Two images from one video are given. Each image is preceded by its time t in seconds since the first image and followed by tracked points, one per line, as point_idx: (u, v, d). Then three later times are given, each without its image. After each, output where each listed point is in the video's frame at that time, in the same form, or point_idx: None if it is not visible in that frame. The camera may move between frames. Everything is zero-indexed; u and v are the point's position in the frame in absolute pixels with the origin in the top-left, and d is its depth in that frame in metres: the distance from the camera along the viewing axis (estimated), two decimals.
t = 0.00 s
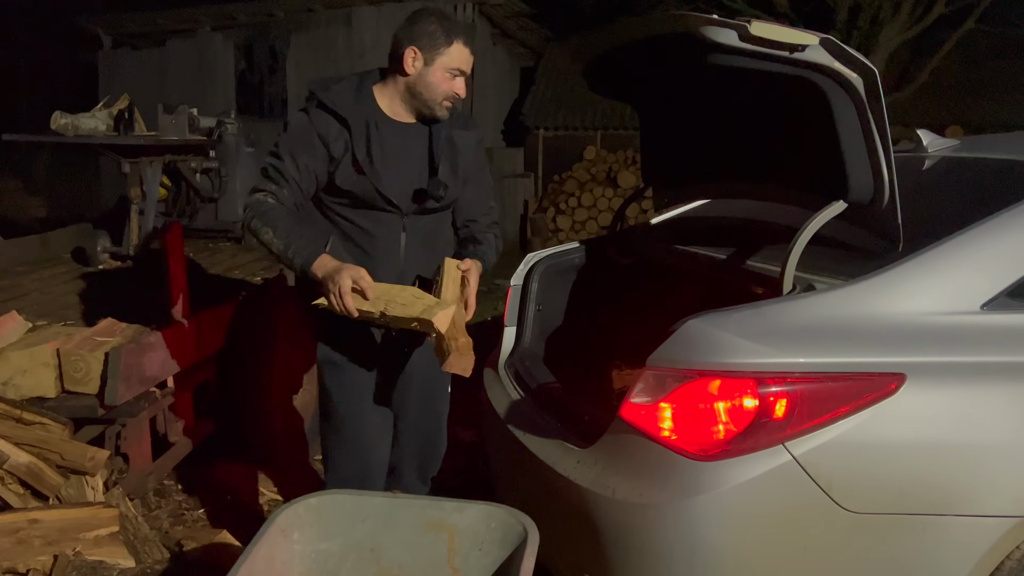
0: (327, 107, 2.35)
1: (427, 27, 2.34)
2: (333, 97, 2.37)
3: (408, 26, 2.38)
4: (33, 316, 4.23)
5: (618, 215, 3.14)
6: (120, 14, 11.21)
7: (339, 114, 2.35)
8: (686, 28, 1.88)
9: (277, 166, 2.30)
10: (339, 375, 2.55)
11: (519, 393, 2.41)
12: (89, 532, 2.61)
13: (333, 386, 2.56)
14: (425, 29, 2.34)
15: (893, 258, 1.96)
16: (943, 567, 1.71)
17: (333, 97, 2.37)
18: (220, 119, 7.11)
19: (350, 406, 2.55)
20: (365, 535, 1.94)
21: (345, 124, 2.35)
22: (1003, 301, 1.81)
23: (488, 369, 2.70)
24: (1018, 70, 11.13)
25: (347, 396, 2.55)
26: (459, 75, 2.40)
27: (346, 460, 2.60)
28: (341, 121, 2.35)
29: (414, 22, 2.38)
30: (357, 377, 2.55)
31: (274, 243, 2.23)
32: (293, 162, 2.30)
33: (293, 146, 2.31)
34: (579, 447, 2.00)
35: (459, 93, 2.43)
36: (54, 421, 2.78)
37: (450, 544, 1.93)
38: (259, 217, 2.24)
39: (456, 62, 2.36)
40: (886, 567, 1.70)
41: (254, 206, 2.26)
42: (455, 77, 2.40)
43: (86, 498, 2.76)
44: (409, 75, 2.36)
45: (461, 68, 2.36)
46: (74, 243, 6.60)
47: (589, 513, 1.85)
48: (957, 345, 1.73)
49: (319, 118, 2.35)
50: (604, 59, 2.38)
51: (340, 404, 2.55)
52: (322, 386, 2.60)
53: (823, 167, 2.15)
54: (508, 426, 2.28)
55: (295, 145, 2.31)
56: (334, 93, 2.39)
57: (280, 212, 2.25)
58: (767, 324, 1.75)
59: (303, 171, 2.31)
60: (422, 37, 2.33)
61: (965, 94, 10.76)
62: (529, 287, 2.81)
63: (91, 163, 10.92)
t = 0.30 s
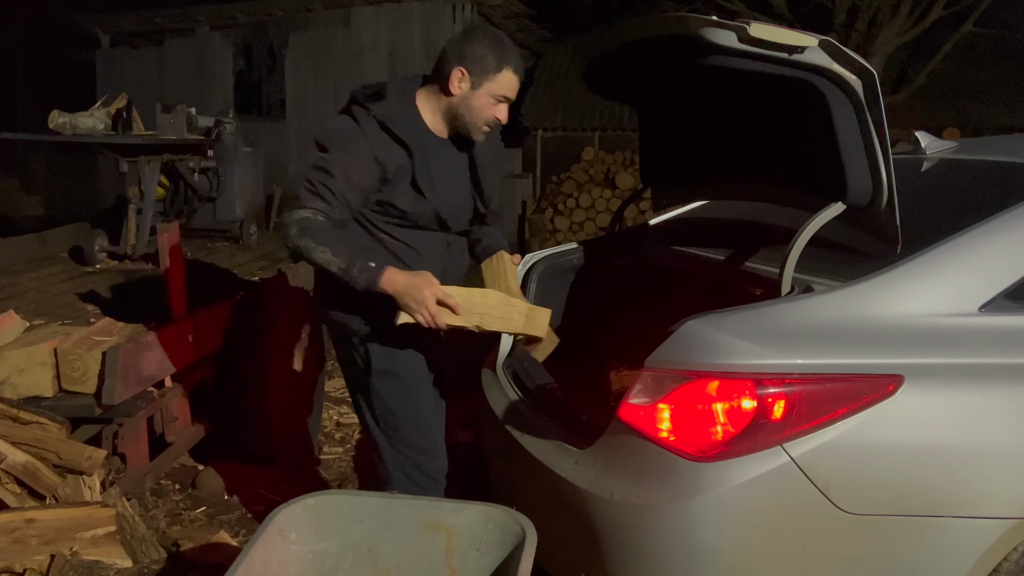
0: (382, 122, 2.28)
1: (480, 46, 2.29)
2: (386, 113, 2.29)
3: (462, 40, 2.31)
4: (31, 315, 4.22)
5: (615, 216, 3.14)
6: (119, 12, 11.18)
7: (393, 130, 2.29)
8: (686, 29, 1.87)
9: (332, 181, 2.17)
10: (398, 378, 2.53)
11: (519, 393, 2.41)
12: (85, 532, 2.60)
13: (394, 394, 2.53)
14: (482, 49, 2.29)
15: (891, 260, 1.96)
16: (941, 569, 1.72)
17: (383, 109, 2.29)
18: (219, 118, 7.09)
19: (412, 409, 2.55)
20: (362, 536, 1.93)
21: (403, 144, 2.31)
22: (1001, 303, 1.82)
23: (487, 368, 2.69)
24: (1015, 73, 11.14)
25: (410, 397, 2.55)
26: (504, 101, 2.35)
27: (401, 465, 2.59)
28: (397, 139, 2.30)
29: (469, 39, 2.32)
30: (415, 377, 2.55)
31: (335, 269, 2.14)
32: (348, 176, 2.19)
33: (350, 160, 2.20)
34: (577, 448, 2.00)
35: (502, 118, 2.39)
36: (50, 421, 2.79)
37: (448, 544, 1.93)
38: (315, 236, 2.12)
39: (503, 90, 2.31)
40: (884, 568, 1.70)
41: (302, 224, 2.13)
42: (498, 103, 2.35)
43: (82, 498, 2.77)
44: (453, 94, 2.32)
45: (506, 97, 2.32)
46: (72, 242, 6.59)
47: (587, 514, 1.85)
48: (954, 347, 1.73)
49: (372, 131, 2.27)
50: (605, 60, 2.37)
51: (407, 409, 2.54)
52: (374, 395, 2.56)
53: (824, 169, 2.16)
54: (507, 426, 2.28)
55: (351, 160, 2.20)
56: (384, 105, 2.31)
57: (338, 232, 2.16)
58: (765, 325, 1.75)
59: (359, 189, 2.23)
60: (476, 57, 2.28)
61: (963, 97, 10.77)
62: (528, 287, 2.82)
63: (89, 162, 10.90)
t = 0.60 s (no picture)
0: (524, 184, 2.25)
1: (584, 96, 2.26)
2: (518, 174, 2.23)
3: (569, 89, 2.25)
4: (26, 315, 4.21)
5: (612, 217, 3.14)
6: (115, 11, 11.15)
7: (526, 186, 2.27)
8: (685, 30, 1.87)
9: (508, 258, 2.19)
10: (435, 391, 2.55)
11: (515, 393, 2.41)
12: (81, 532, 2.60)
13: (433, 408, 2.54)
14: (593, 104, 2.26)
15: (888, 260, 1.96)
16: (937, 569, 1.72)
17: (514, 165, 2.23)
18: (216, 118, 7.08)
19: (448, 423, 2.55)
20: (359, 536, 1.93)
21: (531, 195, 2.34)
22: (998, 304, 1.82)
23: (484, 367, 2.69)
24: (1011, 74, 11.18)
25: (449, 412, 2.56)
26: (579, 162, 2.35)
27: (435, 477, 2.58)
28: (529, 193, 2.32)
29: (570, 94, 2.26)
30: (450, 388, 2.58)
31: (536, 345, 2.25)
32: (515, 248, 2.21)
33: (511, 234, 2.20)
34: (573, 449, 2.00)
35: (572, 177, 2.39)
36: (46, 420, 2.79)
37: (445, 544, 1.92)
38: (524, 321, 2.19)
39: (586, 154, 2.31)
40: (881, 569, 1.70)
41: (507, 312, 2.18)
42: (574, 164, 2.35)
43: (78, 498, 2.79)
44: (534, 150, 2.29)
45: (584, 159, 2.31)
46: (68, 242, 6.57)
47: (583, 514, 1.85)
48: (949, 347, 1.74)
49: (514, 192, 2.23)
50: (604, 60, 2.37)
51: (447, 424, 2.55)
52: (413, 413, 2.56)
53: (822, 169, 2.16)
54: (503, 426, 2.28)
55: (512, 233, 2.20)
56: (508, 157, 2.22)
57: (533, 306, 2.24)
58: (762, 325, 1.75)
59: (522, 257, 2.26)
60: (588, 113, 2.25)
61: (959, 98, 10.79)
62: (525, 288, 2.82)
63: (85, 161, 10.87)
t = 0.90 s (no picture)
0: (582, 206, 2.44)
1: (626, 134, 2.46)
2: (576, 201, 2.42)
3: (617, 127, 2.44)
4: (23, 315, 4.20)
5: (610, 218, 3.14)
6: (113, 11, 11.12)
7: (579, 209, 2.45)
8: (681, 29, 1.87)
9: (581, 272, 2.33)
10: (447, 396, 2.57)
11: (513, 393, 2.42)
12: (78, 533, 2.60)
13: (446, 414, 2.54)
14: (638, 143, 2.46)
15: (884, 260, 1.96)
16: (935, 569, 1.72)
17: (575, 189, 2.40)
18: (213, 117, 7.06)
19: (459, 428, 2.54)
20: (356, 536, 1.93)
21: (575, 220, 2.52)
22: (994, 304, 1.82)
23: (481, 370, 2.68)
24: (1009, 76, 11.18)
25: (458, 417, 2.55)
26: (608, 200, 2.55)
27: (444, 482, 2.58)
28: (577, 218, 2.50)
29: (617, 135, 2.44)
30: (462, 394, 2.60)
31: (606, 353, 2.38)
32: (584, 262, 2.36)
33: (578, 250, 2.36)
34: (570, 449, 2.00)
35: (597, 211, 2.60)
36: (42, 421, 2.78)
37: (441, 545, 1.92)
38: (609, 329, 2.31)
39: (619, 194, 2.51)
40: (877, 568, 1.70)
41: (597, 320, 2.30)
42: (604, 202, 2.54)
43: (75, 498, 2.79)
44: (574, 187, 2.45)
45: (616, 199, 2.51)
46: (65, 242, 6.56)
47: (580, 515, 1.85)
48: (944, 347, 1.74)
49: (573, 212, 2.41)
50: (600, 60, 2.37)
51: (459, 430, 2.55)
52: (426, 419, 2.56)
53: (820, 169, 2.16)
54: (500, 426, 2.28)
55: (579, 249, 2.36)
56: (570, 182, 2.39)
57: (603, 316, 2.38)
58: (758, 326, 1.75)
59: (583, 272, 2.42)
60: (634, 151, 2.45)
61: (957, 99, 10.79)
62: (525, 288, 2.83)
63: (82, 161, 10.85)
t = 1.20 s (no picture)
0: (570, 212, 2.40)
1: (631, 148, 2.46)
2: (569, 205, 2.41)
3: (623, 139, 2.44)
4: (20, 315, 4.21)
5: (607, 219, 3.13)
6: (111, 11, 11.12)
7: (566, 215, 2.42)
8: (678, 30, 1.87)
9: (525, 264, 2.24)
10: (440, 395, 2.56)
11: (509, 393, 2.41)
12: (74, 534, 2.59)
13: (441, 410, 2.55)
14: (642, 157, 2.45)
15: (881, 260, 1.96)
16: (932, 569, 1.72)
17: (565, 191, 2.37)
18: (210, 118, 7.05)
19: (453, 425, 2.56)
20: (354, 537, 1.92)
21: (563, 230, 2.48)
22: (991, 304, 1.82)
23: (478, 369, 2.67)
24: (1007, 77, 11.17)
25: (451, 415, 2.57)
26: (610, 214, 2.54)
27: (438, 478, 2.59)
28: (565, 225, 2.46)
29: (618, 150, 2.42)
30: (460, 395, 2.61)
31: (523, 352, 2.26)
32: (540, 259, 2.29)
33: (541, 247, 2.30)
34: (568, 449, 2.00)
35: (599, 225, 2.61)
36: (39, 422, 2.77)
37: (439, 545, 1.92)
38: (521, 321, 2.21)
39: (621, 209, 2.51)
40: (875, 567, 1.71)
41: (510, 310, 2.20)
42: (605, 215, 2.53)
43: (71, 499, 2.78)
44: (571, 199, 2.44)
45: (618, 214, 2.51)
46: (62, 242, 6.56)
47: (578, 514, 1.85)
48: (942, 347, 1.74)
49: (556, 213, 2.37)
50: (597, 59, 2.36)
51: (453, 427, 2.56)
52: (419, 416, 2.56)
53: (817, 169, 2.17)
54: (498, 427, 2.28)
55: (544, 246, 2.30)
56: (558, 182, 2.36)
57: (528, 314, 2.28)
58: (756, 325, 1.76)
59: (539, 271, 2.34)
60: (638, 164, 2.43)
61: (954, 99, 10.79)
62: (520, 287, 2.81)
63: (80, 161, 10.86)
